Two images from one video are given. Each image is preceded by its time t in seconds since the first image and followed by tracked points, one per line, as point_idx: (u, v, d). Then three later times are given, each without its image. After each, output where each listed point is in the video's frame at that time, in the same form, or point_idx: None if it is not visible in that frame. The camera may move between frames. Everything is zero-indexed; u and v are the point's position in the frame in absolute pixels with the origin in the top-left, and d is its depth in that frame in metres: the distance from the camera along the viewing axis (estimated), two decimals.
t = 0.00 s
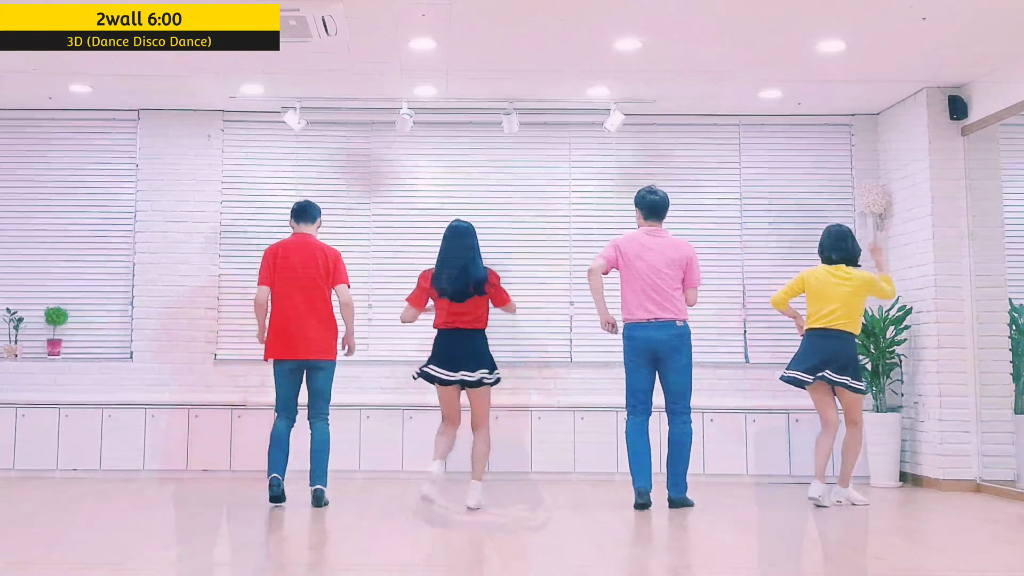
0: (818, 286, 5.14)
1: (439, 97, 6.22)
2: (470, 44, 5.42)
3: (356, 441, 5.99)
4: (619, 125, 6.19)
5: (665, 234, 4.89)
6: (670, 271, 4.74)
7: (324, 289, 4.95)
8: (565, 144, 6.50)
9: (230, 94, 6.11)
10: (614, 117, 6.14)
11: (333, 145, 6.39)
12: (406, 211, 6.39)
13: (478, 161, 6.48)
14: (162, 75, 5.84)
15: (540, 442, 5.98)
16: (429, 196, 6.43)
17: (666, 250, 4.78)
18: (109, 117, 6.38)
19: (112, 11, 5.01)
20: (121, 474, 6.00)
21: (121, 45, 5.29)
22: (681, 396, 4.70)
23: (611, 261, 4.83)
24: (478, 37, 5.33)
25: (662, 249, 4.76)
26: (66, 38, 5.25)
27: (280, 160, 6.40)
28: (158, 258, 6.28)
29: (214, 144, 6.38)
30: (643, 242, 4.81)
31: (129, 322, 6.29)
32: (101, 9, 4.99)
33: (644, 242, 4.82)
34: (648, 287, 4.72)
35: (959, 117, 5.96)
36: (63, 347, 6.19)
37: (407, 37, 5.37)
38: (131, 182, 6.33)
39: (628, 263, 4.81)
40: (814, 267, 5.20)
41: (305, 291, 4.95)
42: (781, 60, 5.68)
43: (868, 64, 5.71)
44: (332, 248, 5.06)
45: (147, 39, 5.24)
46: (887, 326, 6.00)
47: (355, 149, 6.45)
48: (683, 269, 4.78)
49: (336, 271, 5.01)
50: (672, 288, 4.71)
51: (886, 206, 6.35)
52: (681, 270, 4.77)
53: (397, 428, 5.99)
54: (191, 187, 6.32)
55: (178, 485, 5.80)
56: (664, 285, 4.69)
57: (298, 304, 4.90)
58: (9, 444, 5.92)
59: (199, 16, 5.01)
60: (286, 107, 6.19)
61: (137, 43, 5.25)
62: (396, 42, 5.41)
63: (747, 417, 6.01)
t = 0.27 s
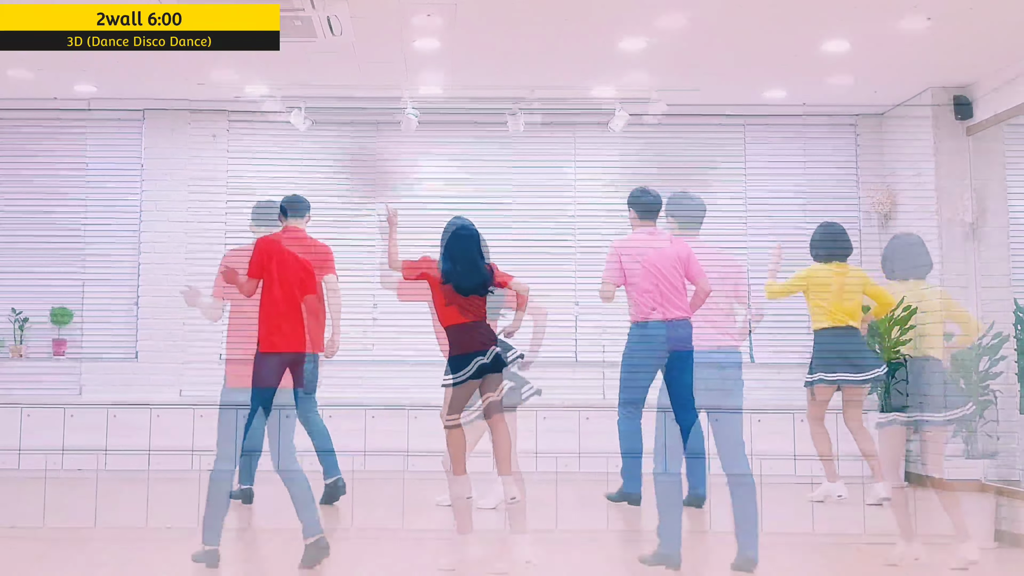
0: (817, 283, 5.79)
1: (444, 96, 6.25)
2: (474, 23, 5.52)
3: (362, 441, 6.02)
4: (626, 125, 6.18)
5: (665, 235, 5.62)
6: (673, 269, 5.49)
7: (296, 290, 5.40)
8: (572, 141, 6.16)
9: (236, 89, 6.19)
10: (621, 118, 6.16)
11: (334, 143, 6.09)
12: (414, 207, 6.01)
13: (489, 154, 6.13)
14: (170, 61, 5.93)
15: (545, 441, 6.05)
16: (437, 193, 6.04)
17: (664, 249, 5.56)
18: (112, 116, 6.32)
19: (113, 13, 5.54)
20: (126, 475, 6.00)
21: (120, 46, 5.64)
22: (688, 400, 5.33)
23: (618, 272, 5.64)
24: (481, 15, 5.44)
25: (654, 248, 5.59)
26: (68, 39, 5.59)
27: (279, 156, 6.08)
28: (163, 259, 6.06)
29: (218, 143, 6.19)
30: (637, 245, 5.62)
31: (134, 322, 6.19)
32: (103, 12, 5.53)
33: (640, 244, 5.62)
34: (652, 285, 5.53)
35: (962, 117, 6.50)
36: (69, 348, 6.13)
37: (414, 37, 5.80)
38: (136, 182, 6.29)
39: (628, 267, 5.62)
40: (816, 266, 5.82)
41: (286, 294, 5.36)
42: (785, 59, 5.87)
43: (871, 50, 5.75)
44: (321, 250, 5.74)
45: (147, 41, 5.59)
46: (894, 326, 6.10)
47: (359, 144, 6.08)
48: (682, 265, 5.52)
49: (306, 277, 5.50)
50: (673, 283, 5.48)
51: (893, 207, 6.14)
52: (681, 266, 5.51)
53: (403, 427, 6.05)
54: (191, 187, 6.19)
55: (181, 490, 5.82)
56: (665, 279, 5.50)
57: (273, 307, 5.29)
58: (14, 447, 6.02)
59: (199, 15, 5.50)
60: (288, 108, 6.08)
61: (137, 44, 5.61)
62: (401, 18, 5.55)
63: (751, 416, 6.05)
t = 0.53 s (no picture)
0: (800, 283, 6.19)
1: (449, 97, 6.24)
2: (483, 44, 5.44)
3: (366, 442, 5.97)
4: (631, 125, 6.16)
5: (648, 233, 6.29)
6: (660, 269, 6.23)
7: (297, 289, 4.85)
8: (576, 141, 6.53)
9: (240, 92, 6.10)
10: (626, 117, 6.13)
11: (337, 146, 6.47)
12: (417, 209, 6.40)
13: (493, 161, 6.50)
14: (175, 75, 5.83)
15: (551, 442, 5.98)
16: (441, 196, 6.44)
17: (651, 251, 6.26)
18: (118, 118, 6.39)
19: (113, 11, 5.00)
20: (131, 474, 6.00)
21: (122, 44, 5.29)
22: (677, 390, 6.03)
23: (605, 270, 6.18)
24: (488, 40, 5.37)
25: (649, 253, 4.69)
26: (67, 38, 5.26)
27: (291, 158, 6.43)
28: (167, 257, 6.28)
29: (223, 143, 6.38)
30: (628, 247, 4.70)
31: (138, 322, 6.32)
32: (103, 10, 4.97)
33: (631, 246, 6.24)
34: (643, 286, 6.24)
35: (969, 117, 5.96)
36: (73, 347, 6.21)
37: (418, 37, 5.37)
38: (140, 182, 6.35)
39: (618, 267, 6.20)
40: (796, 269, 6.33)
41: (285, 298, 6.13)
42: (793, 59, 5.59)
43: (879, 65, 5.71)
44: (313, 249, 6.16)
45: (148, 39, 5.24)
46: (898, 326, 6.02)
47: (368, 150, 6.46)
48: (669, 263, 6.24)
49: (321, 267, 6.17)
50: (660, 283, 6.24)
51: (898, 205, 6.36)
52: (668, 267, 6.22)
53: (408, 428, 5.99)
54: (200, 188, 6.31)
55: (186, 485, 5.80)
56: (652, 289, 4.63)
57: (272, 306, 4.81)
58: (19, 445, 5.94)
59: (199, 16, 5.00)
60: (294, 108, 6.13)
61: (138, 43, 5.26)
62: (407, 43, 5.43)
63: (758, 416, 6.01)
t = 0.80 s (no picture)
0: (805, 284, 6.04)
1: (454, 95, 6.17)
2: (487, 20, 5.71)
3: (371, 442, 5.95)
4: (637, 125, 6.15)
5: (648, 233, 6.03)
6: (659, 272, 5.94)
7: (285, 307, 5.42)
8: (582, 143, 6.13)
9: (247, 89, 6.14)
10: (631, 117, 6.15)
11: (341, 145, 6.08)
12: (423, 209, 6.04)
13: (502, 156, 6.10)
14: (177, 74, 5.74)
15: (556, 442, 5.97)
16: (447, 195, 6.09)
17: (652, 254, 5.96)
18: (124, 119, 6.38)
19: (113, 14, 5.88)
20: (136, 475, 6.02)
21: (121, 46, 5.91)
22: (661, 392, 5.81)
23: (600, 268, 6.00)
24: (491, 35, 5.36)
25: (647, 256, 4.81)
26: (68, 39, 5.92)
27: (293, 157, 6.09)
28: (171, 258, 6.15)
29: (227, 143, 6.15)
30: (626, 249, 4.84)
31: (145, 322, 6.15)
32: (103, 13, 5.86)
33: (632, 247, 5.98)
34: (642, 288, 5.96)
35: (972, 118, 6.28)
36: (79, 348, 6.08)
37: (427, 17, 5.74)
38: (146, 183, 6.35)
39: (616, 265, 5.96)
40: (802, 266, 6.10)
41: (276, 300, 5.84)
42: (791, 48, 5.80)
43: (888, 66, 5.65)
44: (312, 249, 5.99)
45: (148, 41, 5.89)
46: (902, 326, 6.11)
47: (367, 146, 6.09)
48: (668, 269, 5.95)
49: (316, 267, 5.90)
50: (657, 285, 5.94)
51: (901, 206, 6.11)
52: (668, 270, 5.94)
53: (413, 428, 5.95)
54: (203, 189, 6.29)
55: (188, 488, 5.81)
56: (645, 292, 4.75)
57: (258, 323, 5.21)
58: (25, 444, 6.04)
59: (197, 15, 5.81)
60: (298, 108, 6.06)
61: (137, 44, 5.90)
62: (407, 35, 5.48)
63: (763, 417, 5.99)
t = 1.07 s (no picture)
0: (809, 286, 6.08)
1: (460, 96, 6.23)
2: (492, 39, 5.37)
3: (376, 443, 5.97)
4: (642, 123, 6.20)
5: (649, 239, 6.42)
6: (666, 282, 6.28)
7: (318, 289, 4.99)
8: (587, 140, 6.54)
9: (252, 91, 6.11)
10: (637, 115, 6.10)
11: (350, 147, 6.48)
12: (426, 211, 6.40)
13: (504, 160, 6.51)
14: (185, 74, 5.82)
15: (561, 442, 5.99)
16: (451, 197, 6.44)
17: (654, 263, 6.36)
18: (130, 117, 6.40)
19: (112, 14, 5.00)
20: (142, 475, 6.00)
21: (121, 48, 5.31)
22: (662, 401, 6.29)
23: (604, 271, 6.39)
24: (495, 40, 5.39)
25: (649, 254, 4.80)
26: (68, 39, 5.26)
27: (299, 158, 6.43)
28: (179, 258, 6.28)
29: (231, 143, 6.38)
30: (630, 247, 4.80)
31: (148, 321, 6.31)
32: (102, 13, 4.97)
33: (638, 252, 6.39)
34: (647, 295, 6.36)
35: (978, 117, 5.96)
36: (85, 347, 6.21)
37: (429, 37, 5.38)
38: (151, 181, 6.36)
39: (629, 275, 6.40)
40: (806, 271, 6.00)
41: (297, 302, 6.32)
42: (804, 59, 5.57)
43: (889, 65, 5.70)
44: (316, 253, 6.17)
45: (148, 42, 5.25)
46: (908, 326, 5.99)
47: (373, 147, 6.47)
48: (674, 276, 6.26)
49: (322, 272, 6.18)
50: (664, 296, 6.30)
51: (906, 206, 6.31)
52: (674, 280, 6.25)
53: (418, 429, 5.98)
54: (209, 187, 6.31)
55: (194, 486, 5.77)
56: (649, 290, 4.76)
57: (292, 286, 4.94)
58: (30, 446, 5.95)
59: (199, 16, 5.00)
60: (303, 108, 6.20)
61: (137, 46, 5.27)
62: (418, 42, 5.43)
63: (767, 417, 6.02)
